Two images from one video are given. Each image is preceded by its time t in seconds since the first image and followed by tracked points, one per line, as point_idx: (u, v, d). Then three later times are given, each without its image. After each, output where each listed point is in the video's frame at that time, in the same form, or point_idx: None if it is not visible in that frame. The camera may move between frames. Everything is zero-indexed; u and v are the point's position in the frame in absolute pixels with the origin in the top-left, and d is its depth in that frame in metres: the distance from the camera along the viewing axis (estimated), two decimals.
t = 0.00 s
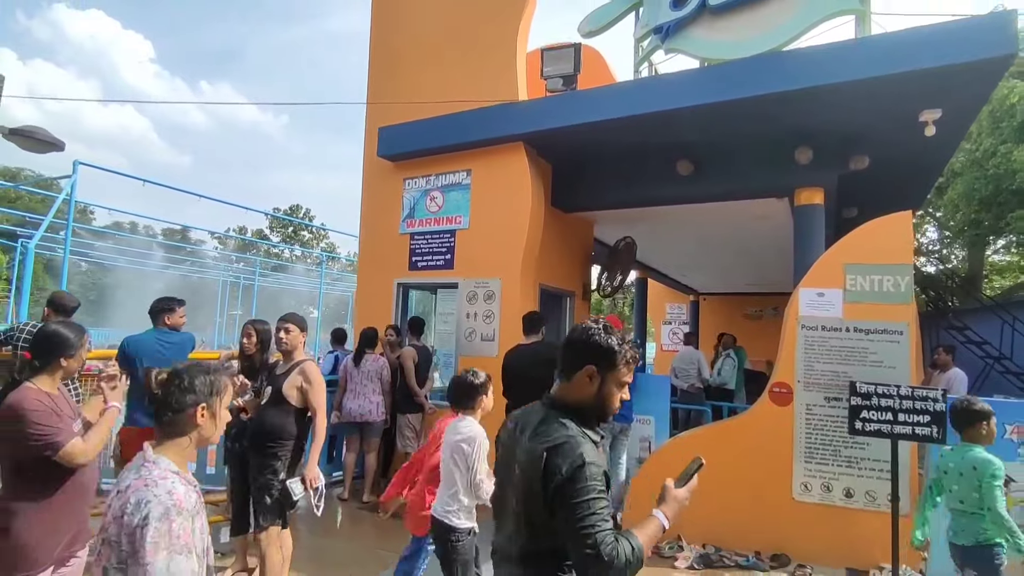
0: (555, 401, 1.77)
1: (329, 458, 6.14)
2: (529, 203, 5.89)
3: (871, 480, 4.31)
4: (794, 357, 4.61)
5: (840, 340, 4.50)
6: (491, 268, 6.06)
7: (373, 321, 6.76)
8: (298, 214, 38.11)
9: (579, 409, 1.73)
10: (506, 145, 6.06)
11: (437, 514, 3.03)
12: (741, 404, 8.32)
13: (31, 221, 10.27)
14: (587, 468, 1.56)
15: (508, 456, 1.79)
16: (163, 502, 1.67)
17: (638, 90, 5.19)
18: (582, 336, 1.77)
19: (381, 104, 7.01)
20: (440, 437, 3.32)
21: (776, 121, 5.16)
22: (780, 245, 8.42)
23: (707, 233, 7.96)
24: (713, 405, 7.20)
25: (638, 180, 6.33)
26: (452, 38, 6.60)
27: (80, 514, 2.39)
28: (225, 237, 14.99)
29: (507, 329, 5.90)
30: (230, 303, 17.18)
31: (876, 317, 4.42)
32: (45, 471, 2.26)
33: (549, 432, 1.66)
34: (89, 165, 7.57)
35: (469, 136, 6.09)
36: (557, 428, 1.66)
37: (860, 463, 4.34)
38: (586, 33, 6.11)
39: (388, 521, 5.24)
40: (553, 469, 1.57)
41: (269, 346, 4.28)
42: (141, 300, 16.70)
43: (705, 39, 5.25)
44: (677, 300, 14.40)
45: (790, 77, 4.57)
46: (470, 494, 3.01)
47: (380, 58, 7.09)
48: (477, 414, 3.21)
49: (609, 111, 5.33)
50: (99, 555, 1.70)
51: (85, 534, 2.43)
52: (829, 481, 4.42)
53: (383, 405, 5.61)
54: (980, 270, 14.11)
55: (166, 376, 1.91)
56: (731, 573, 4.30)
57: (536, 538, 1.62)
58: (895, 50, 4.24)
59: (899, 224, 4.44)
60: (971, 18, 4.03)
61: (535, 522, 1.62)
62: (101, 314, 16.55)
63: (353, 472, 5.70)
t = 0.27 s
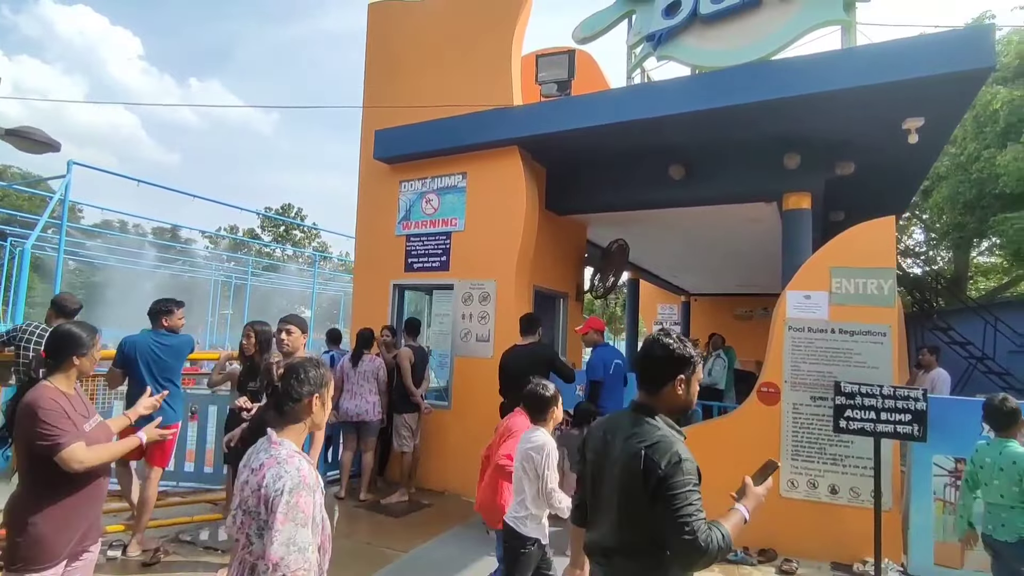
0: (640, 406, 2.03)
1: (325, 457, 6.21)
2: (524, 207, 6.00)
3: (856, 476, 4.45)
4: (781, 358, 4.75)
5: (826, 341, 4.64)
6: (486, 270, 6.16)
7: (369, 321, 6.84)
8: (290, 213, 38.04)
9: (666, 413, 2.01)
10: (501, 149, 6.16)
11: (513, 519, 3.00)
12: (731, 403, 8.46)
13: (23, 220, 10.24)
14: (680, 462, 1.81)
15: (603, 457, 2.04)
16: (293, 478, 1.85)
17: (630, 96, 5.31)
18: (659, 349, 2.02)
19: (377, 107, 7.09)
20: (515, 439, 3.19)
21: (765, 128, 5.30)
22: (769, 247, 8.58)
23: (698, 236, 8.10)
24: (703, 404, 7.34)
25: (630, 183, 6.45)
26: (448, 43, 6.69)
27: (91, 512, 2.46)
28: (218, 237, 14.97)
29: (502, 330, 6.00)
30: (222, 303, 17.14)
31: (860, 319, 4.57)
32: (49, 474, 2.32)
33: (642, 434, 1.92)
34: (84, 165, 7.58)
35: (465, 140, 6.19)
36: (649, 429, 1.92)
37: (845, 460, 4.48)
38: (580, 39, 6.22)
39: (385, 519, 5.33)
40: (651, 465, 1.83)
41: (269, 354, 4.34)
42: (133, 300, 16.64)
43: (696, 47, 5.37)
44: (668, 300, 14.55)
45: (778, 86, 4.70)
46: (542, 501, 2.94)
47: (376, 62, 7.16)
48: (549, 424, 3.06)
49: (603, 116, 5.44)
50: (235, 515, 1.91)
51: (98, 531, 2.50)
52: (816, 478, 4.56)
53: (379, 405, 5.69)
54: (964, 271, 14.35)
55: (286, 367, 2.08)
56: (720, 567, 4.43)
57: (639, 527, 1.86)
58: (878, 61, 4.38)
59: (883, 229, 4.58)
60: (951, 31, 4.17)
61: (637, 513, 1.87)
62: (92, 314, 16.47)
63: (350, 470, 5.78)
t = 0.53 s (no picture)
0: (699, 400, 2.18)
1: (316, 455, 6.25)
2: (513, 207, 6.09)
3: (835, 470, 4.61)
4: (764, 356, 4.89)
5: (807, 339, 4.79)
6: (476, 269, 6.24)
7: (359, 320, 6.89)
8: (275, 211, 37.70)
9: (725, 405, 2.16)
10: (491, 150, 6.23)
11: (579, 510, 3.04)
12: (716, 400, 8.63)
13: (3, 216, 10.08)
14: (746, 449, 1.99)
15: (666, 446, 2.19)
16: (376, 476, 2.14)
17: (618, 99, 5.41)
18: (717, 347, 2.17)
19: (367, 107, 7.12)
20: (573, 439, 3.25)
21: (748, 132, 5.43)
22: (753, 247, 8.75)
23: (684, 236, 8.24)
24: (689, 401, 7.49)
25: (618, 185, 6.56)
26: (438, 44, 6.74)
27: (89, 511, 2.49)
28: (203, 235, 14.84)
29: (492, 329, 6.08)
30: (207, 301, 17.00)
31: (840, 318, 4.72)
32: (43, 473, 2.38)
33: (706, 424, 2.08)
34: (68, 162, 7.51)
35: (455, 141, 6.25)
36: (713, 420, 2.08)
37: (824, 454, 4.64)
38: (568, 43, 6.32)
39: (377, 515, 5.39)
40: (718, 453, 1.99)
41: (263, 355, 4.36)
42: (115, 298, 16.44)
43: (683, 52, 5.49)
44: (654, 299, 14.72)
45: (761, 91, 4.84)
46: (610, 491, 2.99)
47: (366, 62, 7.20)
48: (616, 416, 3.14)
49: (591, 119, 5.54)
50: (322, 502, 2.22)
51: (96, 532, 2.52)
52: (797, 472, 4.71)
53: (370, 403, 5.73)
54: (941, 270, 14.72)
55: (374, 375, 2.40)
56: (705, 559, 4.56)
57: (706, 510, 2.02)
58: (857, 68, 4.53)
59: (861, 230, 4.74)
60: (928, 40, 4.32)
61: (705, 498, 2.03)
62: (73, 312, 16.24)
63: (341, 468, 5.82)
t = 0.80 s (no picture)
0: (764, 400, 2.27)
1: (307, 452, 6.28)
2: (502, 206, 6.18)
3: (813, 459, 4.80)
4: (745, 350, 5.06)
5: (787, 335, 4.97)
6: (465, 267, 6.32)
7: (349, 318, 6.93)
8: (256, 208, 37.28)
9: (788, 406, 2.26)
10: (479, 150, 6.32)
11: (651, 508, 3.14)
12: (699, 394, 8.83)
13: None
14: (817, 449, 2.09)
15: (731, 443, 2.26)
16: (460, 464, 2.24)
17: (605, 101, 5.53)
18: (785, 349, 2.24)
19: (355, 106, 7.15)
20: (631, 433, 3.37)
21: (731, 134, 5.59)
22: (734, 245, 8.95)
23: (667, 234, 8.41)
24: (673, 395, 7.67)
25: (604, 184, 6.70)
26: (426, 44, 6.79)
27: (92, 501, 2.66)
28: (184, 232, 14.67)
29: (481, 326, 6.18)
30: (189, 299, 16.81)
31: (818, 314, 4.91)
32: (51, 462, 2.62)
33: (776, 424, 2.17)
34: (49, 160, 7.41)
35: (444, 140, 6.32)
36: (783, 420, 2.17)
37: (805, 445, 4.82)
38: (556, 44, 6.42)
39: (368, 510, 5.48)
40: (793, 452, 2.08)
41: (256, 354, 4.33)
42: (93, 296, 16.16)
43: (668, 56, 5.63)
44: (638, 296, 14.92)
45: (744, 95, 4.99)
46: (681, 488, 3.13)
47: (354, 60, 7.22)
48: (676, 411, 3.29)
49: (578, 120, 5.66)
50: (412, 488, 2.34)
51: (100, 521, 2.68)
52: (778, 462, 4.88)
53: (360, 400, 5.78)
54: (915, 267, 15.15)
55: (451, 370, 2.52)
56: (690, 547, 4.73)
57: (777, 504, 2.12)
58: (835, 73, 4.71)
59: (838, 230, 4.93)
60: (902, 48, 4.51)
61: (775, 492, 2.12)
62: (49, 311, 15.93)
63: (332, 464, 5.87)
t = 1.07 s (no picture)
0: (813, 380, 2.48)
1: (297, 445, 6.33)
2: (489, 202, 6.27)
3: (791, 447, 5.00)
4: (727, 342, 5.23)
5: (767, 327, 5.15)
6: (454, 262, 6.40)
7: (337, 313, 6.98)
8: (236, 202, 36.80)
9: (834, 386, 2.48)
10: (468, 146, 6.39)
11: (696, 488, 3.39)
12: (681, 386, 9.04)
13: None
14: (867, 423, 2.32)
15: (783, 418, 2.45)
16: (525, 447, 2.36)
17: (592, 99, 5.64)
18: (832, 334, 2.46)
19: (343, 101, 7.17)
20: (670, 422, 3.54)
21: (714, 132, 5.75)
22: (716, 240, 9.15)
23: (650, 229, 8.57)
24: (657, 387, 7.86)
25: (589, 181, 6.82)
26: (415, 40, 6.83)
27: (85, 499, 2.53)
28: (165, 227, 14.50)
29: (470, 320, 6.28)
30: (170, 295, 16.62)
31: (796, 307, 5.10)
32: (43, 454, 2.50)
33: (828, 401, 2.38)
34: (29, 154, 7.32)
35: (432, 137, 6.39)
36: (833, 398, 2.38)
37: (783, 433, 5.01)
38: (542, 42, 6.51)
39: (360, 502, 5.57)
40: (846, 426, 2.29)
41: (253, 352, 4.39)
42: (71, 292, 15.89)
43: (652, 55, 5.75)
44: (621, 290, 15.12)
45: (726, 94, 5.14)
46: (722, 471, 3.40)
47: (341, 56, 7.24)
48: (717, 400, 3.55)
49: (565, 118, 5.76)
50: (476, 472, 2.44)
51: (90, 521, 2.52)
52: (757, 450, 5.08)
53: (351, 393, 5.83)
54: (890, 261, 15.56)
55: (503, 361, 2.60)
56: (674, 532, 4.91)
57: (829, 474, 2.33)
58: (813, 74, 4.87)
59: (816, 225, 5.12)
60: (877, 50, 4.68)
61: (828, 463, 2.33)
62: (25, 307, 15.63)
63: (323, 457, 5.93)
